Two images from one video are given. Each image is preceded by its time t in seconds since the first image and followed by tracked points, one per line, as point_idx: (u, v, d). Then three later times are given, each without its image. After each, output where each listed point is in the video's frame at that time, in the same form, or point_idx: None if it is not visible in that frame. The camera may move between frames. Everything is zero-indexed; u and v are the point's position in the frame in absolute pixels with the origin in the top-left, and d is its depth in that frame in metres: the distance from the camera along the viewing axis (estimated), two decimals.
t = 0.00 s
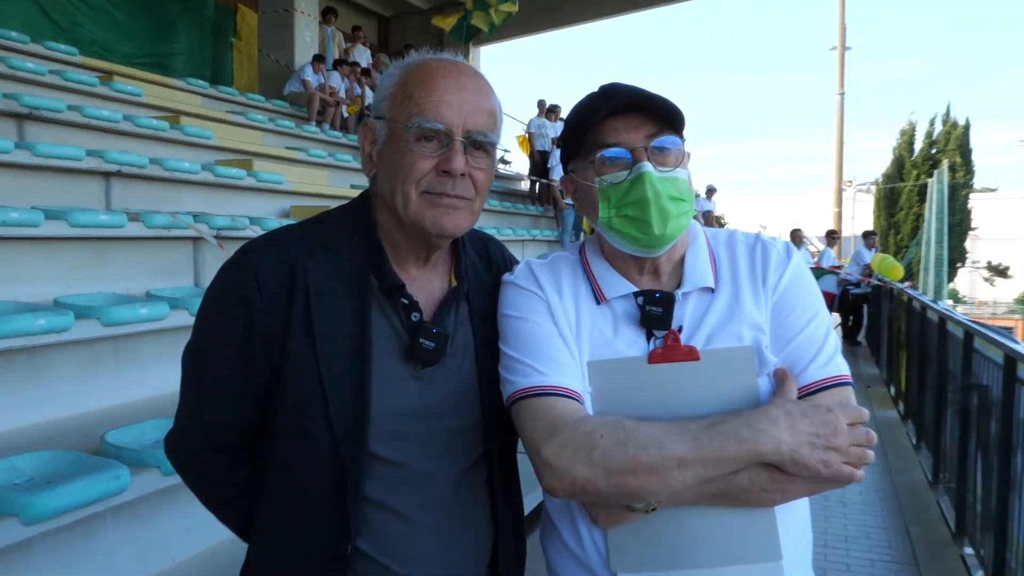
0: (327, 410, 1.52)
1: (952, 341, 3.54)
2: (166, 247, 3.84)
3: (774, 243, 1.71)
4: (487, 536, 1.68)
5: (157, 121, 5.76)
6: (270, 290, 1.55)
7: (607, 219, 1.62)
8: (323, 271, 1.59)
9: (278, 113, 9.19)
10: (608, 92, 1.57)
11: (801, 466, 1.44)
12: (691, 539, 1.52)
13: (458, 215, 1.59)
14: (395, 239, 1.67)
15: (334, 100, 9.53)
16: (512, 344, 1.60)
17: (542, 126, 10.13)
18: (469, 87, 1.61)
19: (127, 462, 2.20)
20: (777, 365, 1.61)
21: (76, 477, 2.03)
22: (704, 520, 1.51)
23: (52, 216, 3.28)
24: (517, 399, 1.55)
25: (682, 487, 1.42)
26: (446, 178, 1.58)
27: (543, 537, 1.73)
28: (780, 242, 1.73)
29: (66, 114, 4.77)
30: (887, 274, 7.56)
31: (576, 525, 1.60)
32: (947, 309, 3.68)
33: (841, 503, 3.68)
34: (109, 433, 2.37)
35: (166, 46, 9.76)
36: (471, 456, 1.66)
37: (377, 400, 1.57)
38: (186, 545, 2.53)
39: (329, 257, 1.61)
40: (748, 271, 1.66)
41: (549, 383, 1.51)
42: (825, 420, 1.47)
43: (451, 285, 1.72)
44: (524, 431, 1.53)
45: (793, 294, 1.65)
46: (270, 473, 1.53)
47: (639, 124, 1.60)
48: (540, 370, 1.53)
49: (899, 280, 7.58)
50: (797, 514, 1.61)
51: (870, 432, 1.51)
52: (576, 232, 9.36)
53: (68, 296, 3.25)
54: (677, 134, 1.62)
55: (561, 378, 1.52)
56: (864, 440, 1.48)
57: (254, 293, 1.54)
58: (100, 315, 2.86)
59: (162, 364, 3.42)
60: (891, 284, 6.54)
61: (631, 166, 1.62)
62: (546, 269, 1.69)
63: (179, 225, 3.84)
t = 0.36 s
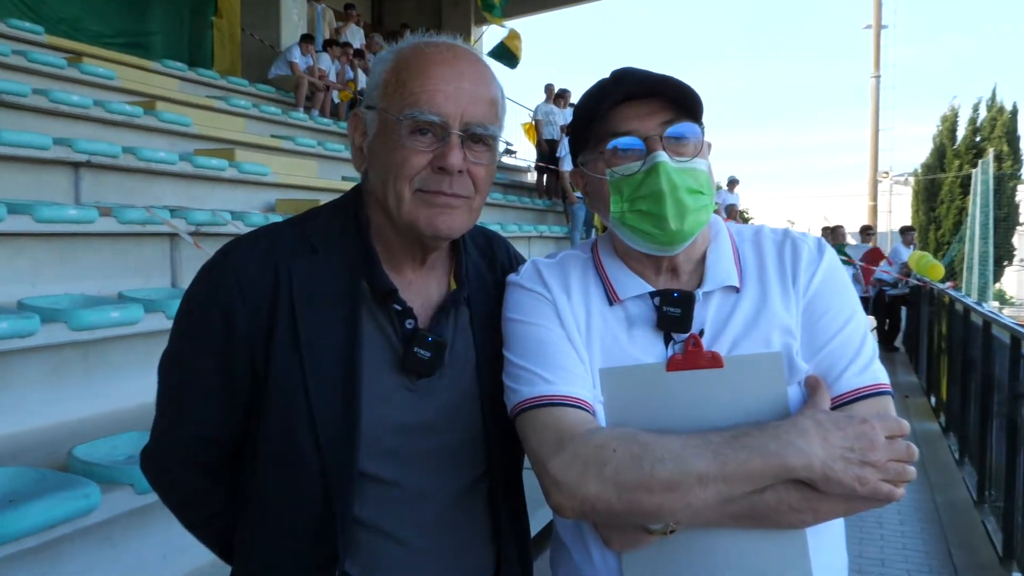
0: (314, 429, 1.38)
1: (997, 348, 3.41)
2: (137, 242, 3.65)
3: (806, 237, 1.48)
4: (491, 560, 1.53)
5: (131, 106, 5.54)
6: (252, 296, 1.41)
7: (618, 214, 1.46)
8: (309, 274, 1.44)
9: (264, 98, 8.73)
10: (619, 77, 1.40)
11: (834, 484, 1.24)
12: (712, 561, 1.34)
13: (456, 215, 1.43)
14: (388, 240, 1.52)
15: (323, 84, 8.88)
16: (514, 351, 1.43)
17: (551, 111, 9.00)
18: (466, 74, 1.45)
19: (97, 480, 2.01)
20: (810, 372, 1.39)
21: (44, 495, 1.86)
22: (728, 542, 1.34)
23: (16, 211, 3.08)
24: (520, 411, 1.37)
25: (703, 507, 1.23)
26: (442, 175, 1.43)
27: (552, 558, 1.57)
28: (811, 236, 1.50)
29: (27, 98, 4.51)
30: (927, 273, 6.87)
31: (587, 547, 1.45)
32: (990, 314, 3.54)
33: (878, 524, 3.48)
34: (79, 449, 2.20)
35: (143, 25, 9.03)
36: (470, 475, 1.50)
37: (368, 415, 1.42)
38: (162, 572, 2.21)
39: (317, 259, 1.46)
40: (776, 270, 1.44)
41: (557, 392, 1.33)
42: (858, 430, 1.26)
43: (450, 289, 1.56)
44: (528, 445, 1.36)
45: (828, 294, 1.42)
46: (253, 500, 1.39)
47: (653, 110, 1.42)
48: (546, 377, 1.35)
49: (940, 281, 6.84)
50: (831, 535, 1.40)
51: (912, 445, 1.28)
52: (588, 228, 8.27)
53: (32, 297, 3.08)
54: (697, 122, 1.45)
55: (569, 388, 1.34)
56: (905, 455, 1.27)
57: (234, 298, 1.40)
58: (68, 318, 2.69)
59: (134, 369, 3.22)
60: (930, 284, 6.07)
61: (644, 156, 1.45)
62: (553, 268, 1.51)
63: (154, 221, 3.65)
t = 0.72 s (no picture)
0: (299, 439, 1.29)
1: None
2: (116, 242, 3.09)
3: (821, 235, 1.36)
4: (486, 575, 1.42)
5: (107, 96, 4.61)
6: (236, 299, 1.33)
7: (615, 213, 1.35)
8: (295, 275, 1.35)
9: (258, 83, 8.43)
10: (612, 69, 1.32)
11: (852, 494, 1.13)
12: None
13: (449, 214, 1.35)
14: (378, 239, 1.42)
15: (311, 73, 7.53)
16: (515, 354, 1.31)
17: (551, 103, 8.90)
18: (459, 66, 1.36)
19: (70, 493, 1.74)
20: (827, 376, 1.27)
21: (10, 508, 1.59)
22: (739, 558, 1.21)
23: None
24: (520, 418, 1.26)
25: (713, 520, 1.13)
26: (434, 172, 1.34)
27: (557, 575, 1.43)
28: (828, 233, 1.38)
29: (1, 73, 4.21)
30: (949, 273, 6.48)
31: (594, 562, 1.32)
32: (1016, 314, 3.33)
33: (895, 535, 3.15)
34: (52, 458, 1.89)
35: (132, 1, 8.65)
36: (465, 486, 1.40)
37: (356, 423, 1.33)
38: None
39: (303, 260, 1.37)
40: (790, 268, 1.32)
41: (559, 399, 1.23)
42: (877, 437, 1.16)
43: (445, 292, 1.46)
44: (529, 454, 1.25)
45: (845, 295, 1.30)
46: (237, 513, 1.31)
47: (646, 101, 1.32)
48: (549, 383, 1.25)
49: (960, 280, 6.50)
50: (846, 548, 1.27)
51: (933, 453, 1.19)
52: (589, 225, 7.99)
53: None
54: (695, 111, 1.34)
55: (573, 394, 1.23)
56: (927, 464, 1.17)
57: (217, 301, 1.31)
58: (42, 323, 2.30)
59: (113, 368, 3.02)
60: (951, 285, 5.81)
61: (638, 151, 1.34)
62: (556, 266, 1.39)
63: (134, 218, 3.08)
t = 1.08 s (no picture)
0: (289, 446, 1.24)
1: None
2: (99, 243, 2.96)
3: (825, 227, 1.27)
4: None
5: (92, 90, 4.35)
6: (223, 301, 1.27)
7: (604, 219, 1.31)
8: (283, 278, 1.30)
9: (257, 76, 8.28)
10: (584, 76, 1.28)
11: (856, 496, 1.07)
12: None
13: (441, 215, 1.30)
14: (369, 240, 1.37)
15: (302, 67, 7.07)
16: (513, 353, 1.26)
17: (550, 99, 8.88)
18: (452, 62, 1.31)
19: (54, 501, 1.69)
20: (830, 375, 1.19)
21: None
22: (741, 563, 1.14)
23: None
24: (517, 419, 1.21)
25: (712, 524, 1.08)
26: (426, 172, 1.29)
27: None
28: (834, 225, 1.29)
29: None
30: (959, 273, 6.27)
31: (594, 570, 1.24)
32: None
33: (904, 546, 3.04)
34: (32, 466, 1.84)
35: None
36: (459, 491, 1.35)
37: (348, 429, 1.29)
38: None
39: (292, 262, 1.32)
40: (792, 264, 1.25)
41: (556, 398, 1.18)
42: (880, 434, 1.09)
43: (439, 294, 1.41)
44: (526, 455, 1.20)
45: (852, 289, 1.22)
46: (226, 521, 1.26)
47: (623, 101, 1.28)
48: (546, 383, 1.19)
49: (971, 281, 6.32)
50: (857, 549, 1.19)
51: (940, 453, 1.10)
52: (590, 224, 7.90)
53: None
54: (672, 105, 1.29)
55: (573, 393, 1.18)
56: (933, 464, 1.09)
57: (204, 304, 1.26)
58: (24, 325, 2.17)
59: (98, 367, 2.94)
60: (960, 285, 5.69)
61: (619, 154, 1.30)
62: (557, 263, 1.33)
63: (119, 217, 2.92)
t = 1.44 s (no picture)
0: (283, 447, 1.21)
1: None
2: (89, 244, 2.92)
3: (825, 223, 1.23)
4: None
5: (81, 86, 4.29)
6: (215, 300, 1.24)
7: (595, 220, 1.28)
8: (275, 278, 1.27)
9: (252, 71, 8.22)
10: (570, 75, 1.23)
11: (857, 502, 1.03)
12: None
13: (438, 214, 1.27)
14: (364, 239, 1.34)
15: (294, 62, 7.01)
16: (507, 358, 1.22)
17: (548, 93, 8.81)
18: (449, 58, 1.28)
19: (45, 508, 1.65)
20: (830, 378, 1.15)
21: None
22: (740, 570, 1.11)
23: None
24: (512, 426, 1.18)
25: (709, 532, 1.05)
26: (422, 170, 1.26)
27: None
28: (833, 219, 1.24)
29: None
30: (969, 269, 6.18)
31: None
32: None
33: (913, 548, 3.00)
34: (22, 471, 1.81)
35: None
36: (455, 495, 1.31)
37: (342, 431, 1.25)
38: None
39: (285, 262, 1.29)
40: (789, 263, 1.21)
41: (551, 405, 1.14)
42: (880, 438, 1.05)
43: (435, 294, 1.37)
44: (521, 463, 1.16)
45: (852, 287, 1.17)
46: (219, 524, 1.23)
47: (610, 100, 1.23)
48: (540, 389, 1.16)
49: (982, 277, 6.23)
50: (859, 554, 1.16)
51: (942, 456, 1.07)
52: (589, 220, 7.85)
53: None
54: (661, 102, 1.24)
55: (569, 400, 1.14)
56: (934, 468, 1.06)
57: (194, 305, 1.23)
58: (12, 329, 2.13)
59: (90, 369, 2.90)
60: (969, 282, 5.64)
61: (607, 155, 1.25)
62: (550, 264, 1.29)
63: (108, 217, 2.88)
